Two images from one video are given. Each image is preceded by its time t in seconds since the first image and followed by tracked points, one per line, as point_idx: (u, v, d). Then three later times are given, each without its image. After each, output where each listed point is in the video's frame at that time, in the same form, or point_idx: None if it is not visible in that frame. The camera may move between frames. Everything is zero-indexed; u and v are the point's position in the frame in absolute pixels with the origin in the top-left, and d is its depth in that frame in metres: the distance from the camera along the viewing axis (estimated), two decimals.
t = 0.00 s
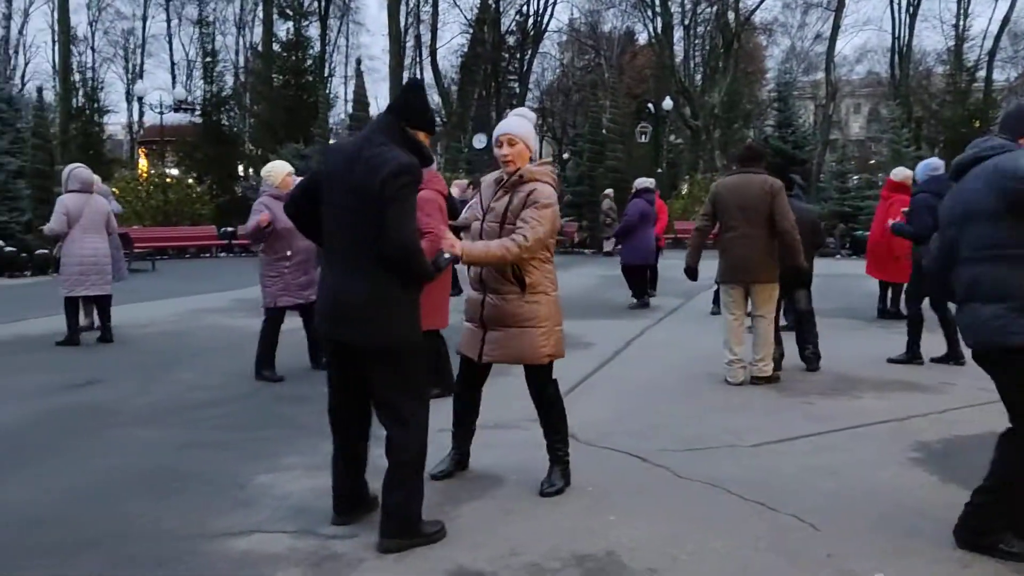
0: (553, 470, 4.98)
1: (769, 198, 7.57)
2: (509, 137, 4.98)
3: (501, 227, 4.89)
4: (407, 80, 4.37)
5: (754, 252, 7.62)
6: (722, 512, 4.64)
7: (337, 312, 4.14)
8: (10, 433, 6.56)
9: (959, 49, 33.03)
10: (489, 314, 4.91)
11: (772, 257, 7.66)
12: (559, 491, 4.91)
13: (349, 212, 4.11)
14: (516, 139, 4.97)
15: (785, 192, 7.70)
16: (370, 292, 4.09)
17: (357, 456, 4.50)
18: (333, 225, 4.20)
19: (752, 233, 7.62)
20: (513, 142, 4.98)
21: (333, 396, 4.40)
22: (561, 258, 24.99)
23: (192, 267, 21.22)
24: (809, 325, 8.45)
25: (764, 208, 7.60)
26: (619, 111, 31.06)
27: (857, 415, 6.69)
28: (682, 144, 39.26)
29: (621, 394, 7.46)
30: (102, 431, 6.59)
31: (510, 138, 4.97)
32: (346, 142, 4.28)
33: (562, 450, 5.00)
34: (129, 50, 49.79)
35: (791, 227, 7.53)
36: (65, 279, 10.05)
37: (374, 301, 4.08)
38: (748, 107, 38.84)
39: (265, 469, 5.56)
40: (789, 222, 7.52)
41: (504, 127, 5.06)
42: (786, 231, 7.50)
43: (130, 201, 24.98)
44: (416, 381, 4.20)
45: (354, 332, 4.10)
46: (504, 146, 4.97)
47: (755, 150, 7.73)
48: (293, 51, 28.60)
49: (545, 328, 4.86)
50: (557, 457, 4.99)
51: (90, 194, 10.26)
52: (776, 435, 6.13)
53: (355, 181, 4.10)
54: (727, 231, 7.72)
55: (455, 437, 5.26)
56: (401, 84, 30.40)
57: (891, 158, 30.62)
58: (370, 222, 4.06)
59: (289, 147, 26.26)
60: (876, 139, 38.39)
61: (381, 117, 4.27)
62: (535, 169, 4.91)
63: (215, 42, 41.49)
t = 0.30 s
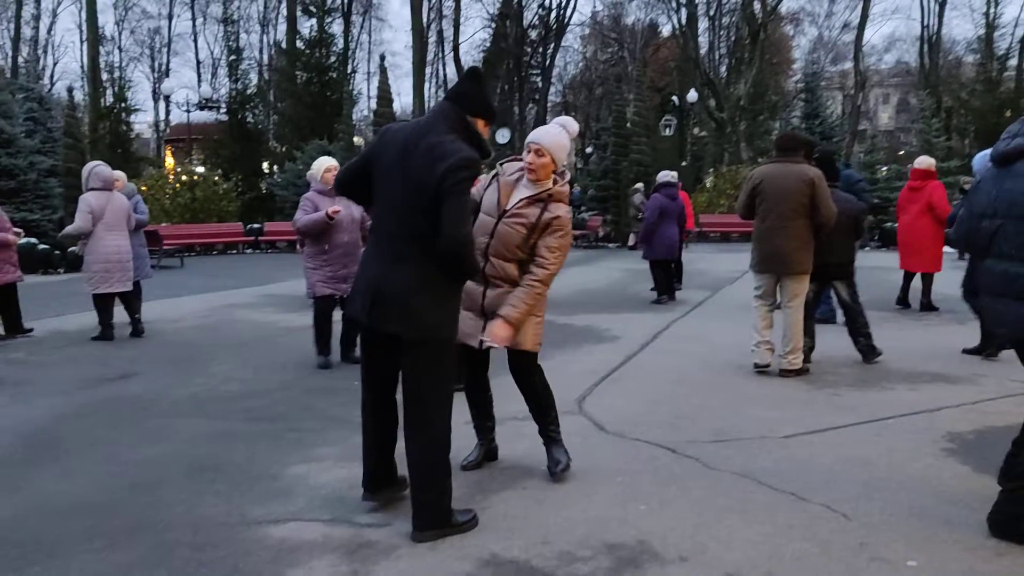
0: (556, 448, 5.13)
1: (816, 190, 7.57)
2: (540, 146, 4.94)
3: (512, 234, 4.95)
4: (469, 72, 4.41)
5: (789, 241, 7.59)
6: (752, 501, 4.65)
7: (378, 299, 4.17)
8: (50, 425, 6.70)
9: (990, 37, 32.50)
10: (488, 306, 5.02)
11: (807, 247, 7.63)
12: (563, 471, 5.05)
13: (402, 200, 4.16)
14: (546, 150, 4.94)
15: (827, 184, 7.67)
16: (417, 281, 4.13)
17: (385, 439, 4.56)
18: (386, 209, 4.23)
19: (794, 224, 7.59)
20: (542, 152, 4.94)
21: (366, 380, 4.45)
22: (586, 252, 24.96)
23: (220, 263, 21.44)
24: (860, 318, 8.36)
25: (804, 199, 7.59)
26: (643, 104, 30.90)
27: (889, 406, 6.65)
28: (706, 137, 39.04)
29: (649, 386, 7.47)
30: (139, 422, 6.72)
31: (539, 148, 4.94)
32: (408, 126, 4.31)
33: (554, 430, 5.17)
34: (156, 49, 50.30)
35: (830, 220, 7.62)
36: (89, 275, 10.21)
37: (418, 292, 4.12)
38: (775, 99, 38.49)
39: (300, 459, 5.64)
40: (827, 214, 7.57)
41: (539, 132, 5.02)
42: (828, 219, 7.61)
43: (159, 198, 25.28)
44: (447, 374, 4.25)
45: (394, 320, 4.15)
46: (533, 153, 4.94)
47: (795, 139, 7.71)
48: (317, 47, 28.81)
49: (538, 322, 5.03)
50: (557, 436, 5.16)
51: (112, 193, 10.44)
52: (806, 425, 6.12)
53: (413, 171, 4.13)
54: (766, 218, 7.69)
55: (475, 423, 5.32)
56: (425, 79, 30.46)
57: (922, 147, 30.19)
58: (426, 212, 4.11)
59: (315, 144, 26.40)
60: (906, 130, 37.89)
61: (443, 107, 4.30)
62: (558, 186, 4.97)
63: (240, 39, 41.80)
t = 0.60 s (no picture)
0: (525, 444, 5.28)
1: (832, 191, 7.58)
2: (566, 153, 5.07)
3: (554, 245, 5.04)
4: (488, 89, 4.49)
5: (805, 241, 7.62)
6: (771, 495, 4.68)
7: (408, 304, 4.19)
8: (74, 420, 6.80)
9: (1008, 31, 32.22)
10: (520, 316, 4.99)
11: (824, 248, 7.66)
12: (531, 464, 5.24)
13: (431, 206, 4.19)
14: (571, 158, 5.08)
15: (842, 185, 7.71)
16: (452, 289, 4.18)
17: (406, 440, 4.58)
18: (416, 217, 4.24)
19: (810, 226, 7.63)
20: (559, 159, 5.08)
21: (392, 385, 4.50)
22: (601, 250, 24.96)
23: (238, 262, 21.61)
24: (891, 318, 8.31)
25: (820, 199, 7.62)
26: (658, 101, 30.86)
27: (907, 401, 6.66)
28: (721, 134, 38.94)
29: (664, 382, 7.49)
30: (161, 418, 6.82)
31: (566, 155, 5.06)
32: (433, 135, 4.34)
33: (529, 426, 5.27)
34: (172, 50, 50.70)
35: (845, 222, 7.57)
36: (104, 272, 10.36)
37: (453, 300, 4.17)
38: (790, 95, 38.33)
39: (320, 453, 5.72)
40: (843, 216, 7.55)
41: (558, 139, 5.11)
42: (842, 222, 7.56)
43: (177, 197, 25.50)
44: (481, 378, 4.31)
45: (424, 325, 4.16)
46: (561, 160, 5.05)
47: (814, 137, 7.70)
48: (333, 46, 29.00)
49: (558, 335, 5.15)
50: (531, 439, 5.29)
51: (131, 193, 10.55)
52: (823, 421, 6.14)
53: (442, 178, 4.18)
54: (785, 219, 7.69)
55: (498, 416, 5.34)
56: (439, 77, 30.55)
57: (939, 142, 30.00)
58: (462, 219, 4.16)
59: (331, 143, 26.54)
60: (923, 125, 37.65)
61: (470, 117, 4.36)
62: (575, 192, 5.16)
63: (256, 39, 42.06)
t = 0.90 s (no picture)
0: (618, 454, 4.97)
1: (838, 189, 7.58)
2: (581, 129, 5.04)
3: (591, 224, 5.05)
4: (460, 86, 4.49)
5: (814, 237, 7.67)
6: (785, 493, 4.67)
7: (418, 296, 4.21)
8: (91, 416, 6.87)
9: None
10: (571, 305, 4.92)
11: (832, 242, 7.70)
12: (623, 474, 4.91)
13: (434, 196, 4.22)
14: (586, 134, 5.06)
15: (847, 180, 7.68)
16: (466, 275, 4.23)
17: (406, 444, 4.51)
18: (420, 212, 4.25)
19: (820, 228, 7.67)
20: (573, 135, 5.03)
21: (396, 387, 4.45)
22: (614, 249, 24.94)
23: (253, 260, 21.73)
24: (909, 315, 8.31)
25: (823, 198, 7.63)
26: (672, 100, 30.80)
27: (922, 400, 6.63)
28: (736, 132, 38.80)
29: (677, 380, 7.48)
30: (177, 415, 6.88)
31: (582, 131, 5.03)
32: (422, 128, 4.33)
33: (619, 432, 5.01)
34: (188, 48, 51.00)
35: (851, 215, 7.56)
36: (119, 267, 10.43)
37: (468, 286, 4.22)
38: (805, 93, 38.16)
39: (335, 450, 5.76)
40: (851, 210, 7.55)
41: (569, 117, 5.06)
42: (848, 216, 7.55)
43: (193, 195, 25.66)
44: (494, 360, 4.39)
45: (435, 314, 4.20)
46: (580, 137, 5.02)
47: (824, 137, 7.77)
48: (349, 44, 29.14)
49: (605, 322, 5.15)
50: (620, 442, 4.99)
51: (150, 188, 10.64)
52: (838, 419, 6.12)
53: (441, 166, 4.19)
54: (793, 219, 7.76)
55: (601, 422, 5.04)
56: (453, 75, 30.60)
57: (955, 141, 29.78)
58: (467, 205, 4.22)
59: (345, 140, 26.64)
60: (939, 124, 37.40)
61: (455, 104, 4.37)
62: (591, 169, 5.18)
63: (271, 38, 42.26)
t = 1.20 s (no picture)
0: (637, 456, 4.94)
1: (837, 184, 7.63)
2: (588, 123, 4.96)
3: (630, 207, 4.84)
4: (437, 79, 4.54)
5: (817, 237, 7.75)
6: (801, 494, 4.64)
7: (397, 292, 4.26)
8: (107, 414, 6.91)
9: None
10: (620, 305, 4.84)
11: (835, 241, 7.74)
12: (646, 477, 4.87)
13: (404, 195, 4.29)
14: (595, 126, 4.97)
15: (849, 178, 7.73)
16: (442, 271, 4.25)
17: (403, 452, 4.45)
18: (395, 215, 4.33)
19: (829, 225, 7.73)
20: (588, 130, 4.96)
21: (381, 396, 4.39)
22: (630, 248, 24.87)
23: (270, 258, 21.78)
24: (926, 314, 8.23)
25: (821, 196, 7.69)
26: (689, 98, 30.63)
27: (943, 400, 6.55)
28: (753, 131, 38.58)
29: (693, 380, 7.44)
30: (192, 412, 6.91)
31: (589, 125, 4.95)
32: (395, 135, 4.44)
33: (646, 435, 4.96)
34: (206, 47, 51.30)
35: (851, 211, 7.61)
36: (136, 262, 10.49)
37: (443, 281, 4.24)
38: (824, 92, 37.89)
39: (350, 449, 5.76)
40: (850, 208, 7.59)
41: (574, 117, 5.02)
42: (851, 213, 7.61)
43: (211, 194, 25.77)
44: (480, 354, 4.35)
45: (414, 308, 4.23)
46: (588, 131, 4.94)
47: (827, 139, 7.78)
48: (366, 43, 29.18)
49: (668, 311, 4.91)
50: (645, 442, 4.95)
51: (171, 187, 10.70)
52: (856, 420, 6.06)
53: (407, 163, 4.27)
54: (801, 221, 7.82)
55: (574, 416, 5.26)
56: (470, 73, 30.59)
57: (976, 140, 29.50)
58: (434, 202, 4.25)
59: (362, 139, 26.69)
60: (960, 123, 37.03)
61: (425, 106, 4.44)
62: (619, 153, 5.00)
63: (288, 36, 42.42)
